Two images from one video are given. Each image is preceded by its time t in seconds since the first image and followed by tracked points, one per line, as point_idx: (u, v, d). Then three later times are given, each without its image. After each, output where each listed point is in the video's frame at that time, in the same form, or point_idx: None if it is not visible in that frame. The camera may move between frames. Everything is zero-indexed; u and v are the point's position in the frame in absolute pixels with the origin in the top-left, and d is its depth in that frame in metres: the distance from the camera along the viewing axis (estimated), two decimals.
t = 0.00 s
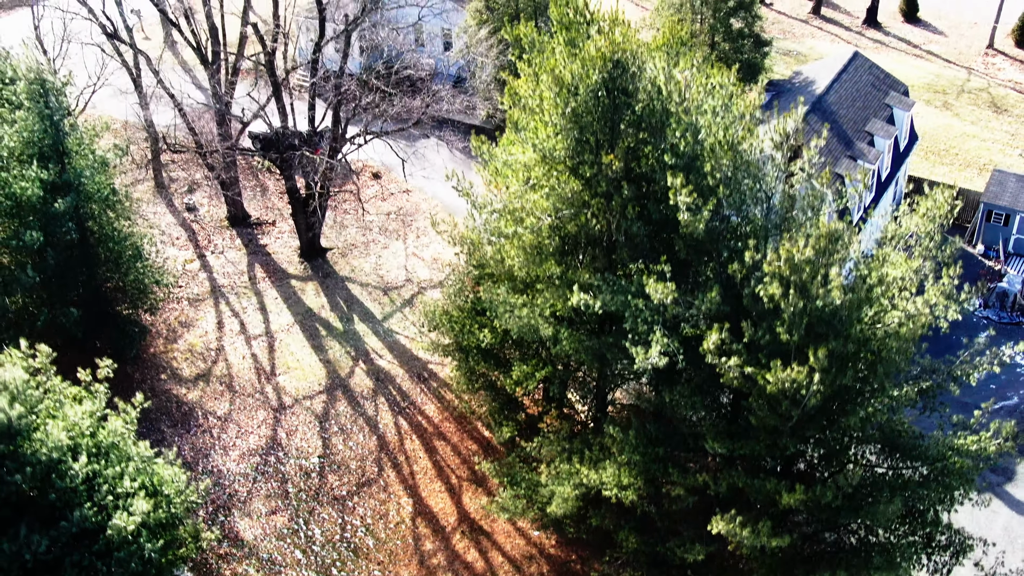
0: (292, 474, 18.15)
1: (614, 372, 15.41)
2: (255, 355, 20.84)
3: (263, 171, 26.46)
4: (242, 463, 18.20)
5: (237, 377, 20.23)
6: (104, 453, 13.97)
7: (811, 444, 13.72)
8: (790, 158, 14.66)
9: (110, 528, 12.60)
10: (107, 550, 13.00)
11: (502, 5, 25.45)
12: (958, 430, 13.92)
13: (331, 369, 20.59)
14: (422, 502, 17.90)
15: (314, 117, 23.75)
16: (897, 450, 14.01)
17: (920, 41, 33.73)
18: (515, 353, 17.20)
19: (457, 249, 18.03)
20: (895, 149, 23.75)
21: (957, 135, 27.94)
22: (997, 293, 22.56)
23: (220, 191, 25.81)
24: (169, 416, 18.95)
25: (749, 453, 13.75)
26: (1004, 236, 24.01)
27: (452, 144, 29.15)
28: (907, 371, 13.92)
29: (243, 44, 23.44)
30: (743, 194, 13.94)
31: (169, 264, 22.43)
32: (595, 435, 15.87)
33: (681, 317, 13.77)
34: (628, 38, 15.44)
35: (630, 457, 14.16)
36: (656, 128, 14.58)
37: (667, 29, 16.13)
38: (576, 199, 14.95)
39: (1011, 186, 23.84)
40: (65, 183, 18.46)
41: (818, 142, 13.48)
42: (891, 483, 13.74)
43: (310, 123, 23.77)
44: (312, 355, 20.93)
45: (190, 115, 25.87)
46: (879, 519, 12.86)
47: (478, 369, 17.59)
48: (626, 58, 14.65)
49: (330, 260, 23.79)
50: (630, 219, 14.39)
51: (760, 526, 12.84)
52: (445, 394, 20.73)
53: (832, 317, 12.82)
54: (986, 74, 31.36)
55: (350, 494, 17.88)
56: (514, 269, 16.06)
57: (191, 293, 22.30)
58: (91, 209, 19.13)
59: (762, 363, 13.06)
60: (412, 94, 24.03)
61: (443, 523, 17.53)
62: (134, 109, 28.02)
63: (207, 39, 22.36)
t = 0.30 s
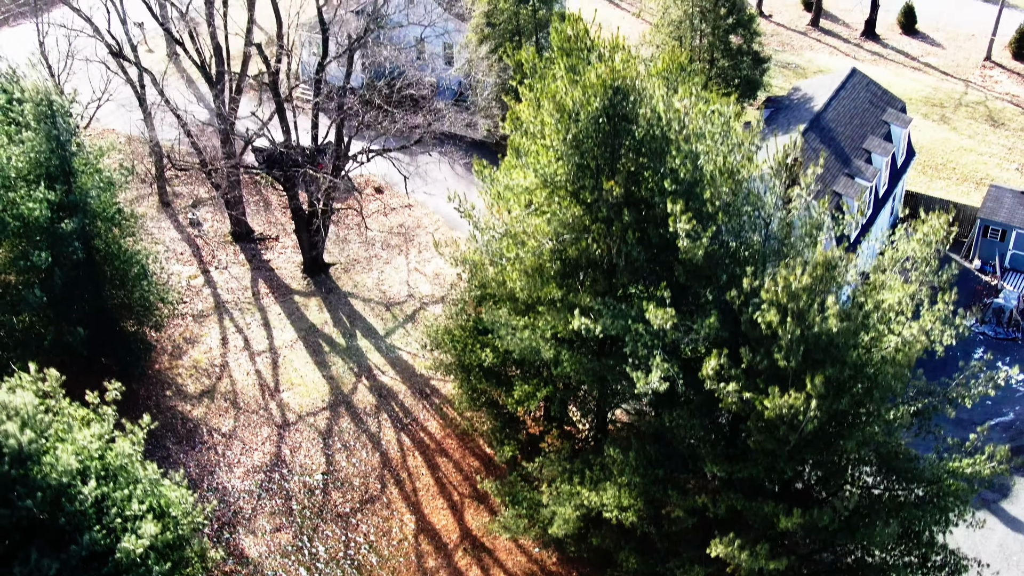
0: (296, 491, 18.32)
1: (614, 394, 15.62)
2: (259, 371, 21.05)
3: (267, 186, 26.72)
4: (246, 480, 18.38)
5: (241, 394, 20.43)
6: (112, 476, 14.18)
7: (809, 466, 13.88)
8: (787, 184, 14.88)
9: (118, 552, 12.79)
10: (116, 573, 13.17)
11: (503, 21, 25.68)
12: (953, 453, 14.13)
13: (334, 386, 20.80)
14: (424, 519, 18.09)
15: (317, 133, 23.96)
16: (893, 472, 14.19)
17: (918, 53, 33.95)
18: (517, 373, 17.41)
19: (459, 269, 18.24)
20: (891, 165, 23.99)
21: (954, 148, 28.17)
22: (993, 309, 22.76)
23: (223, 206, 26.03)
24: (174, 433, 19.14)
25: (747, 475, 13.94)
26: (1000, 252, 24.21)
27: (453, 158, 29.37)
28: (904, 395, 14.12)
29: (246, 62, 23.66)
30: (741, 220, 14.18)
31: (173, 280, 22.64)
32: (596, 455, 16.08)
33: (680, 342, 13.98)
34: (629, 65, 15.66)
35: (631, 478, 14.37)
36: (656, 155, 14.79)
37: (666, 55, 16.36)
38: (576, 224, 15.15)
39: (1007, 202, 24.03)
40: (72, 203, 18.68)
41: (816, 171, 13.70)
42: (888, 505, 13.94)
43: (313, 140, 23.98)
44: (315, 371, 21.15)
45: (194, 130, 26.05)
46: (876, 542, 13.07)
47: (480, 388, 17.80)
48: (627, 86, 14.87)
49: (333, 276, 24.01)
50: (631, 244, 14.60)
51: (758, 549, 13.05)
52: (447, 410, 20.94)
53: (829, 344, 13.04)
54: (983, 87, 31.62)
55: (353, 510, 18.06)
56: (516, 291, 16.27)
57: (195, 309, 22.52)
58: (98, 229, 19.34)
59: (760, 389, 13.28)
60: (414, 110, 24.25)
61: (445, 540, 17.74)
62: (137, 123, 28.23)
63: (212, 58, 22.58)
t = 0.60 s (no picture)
0: (300, 507, 18.49)
1: (614, 415, 15.83)
2: (263, 387, 21.28)
3: (270, 200, 26.98)
4: (251, 496, 18.56)
5: (246, 410, 20.66)
6: (121, 498, 14.43)
7: (806, 488, 13.93)
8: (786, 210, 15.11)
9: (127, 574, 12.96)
10: None
11: (504, 37, 25.89)
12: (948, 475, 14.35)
13: (338, 402, 21.01)
14: (427, 535, 18.29)
15: (321, 148, 24.20)
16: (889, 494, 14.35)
17: (916, 64, 34.20)
18: (518, 392, 17.65)
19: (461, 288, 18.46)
20: (889, 182, 24.24)
21: (952, 162, 28.39)
22: (989, 324, 22.98)
23: (227, 221, 26.28)
24: (180, 449, 19.35)
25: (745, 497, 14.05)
26: (997, 267, 24.38)
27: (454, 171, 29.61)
28: (900, 418, 14.33)
29: (250, 79, 23.88)
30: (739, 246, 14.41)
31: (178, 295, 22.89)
32: (596, 475, 16.30)
33: (680, 366, 14.18)
34: (629, 90, 15.91)
35: (631, 499, 14.59)
36: (656, 181, 14.99)
37: (666, 80, 16.59)
38: (577, 248, 15.36)
39: (1004, 217, 24.24)
40: (79, 224, 18.90)
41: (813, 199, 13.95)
42: (884, 527, 14.13)
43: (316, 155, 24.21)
44: (319, 387, 21.36)
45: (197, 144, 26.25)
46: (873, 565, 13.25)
47: (482, 406, 18.01)
48: (627, 113, 15.10)
49: (336, 291, 24.24)
50: (631, 268, 14.81)
51: (756, 571, 13.26)
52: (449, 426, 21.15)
53: (826, 371, 13.26)
54: (980, 99, 31.85)
55: (356, 527, 18.24)
56: (518, 313, 16.48)
57: (200, 324, 22.77)
58: (104, 248, 19.56)
59: (758, 413, 13.49)
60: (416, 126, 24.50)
61: (447, 556, 17.96)
62: (142, 137, 28.47)
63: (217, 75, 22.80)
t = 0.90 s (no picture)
0: (304, 523, 18.62)
1: (614, 434, 16.05)
2: (267, 402, 21.51)
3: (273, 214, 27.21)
4: (256, 512, 18.70)
5: (250, 425, 20.87)
6: (129, 518, 14.67)
7: (803, 509, 14.18)
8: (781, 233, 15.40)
9: None
10: None
11: (505, 53, 26.13)
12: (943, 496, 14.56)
13: (341, 417, 21.23)
14: (429, 551, 18.46)
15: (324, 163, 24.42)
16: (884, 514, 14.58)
17: (914, 76, 34.45)
18: (520, 410, 17.91)
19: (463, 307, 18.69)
20: (886, 197, 24.48)
21: (949, 176, 28.63)
22: (985, 339, 23.21)
23: (231, 235, 26.52)
24: (185, 464, 19.56)
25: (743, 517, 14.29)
26: (993, 281, 24.58)
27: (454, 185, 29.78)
28: (895, 440, 14.56)
29: (254, 96, 24.12)
30: (737, 271, 14.68)
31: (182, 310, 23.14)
32: (596, 493, 16.53)
33: (679, 389, 14.39)
34: (629, 115, 16.14)
35: (631, 519, 14.81)
36: (656, 206, 15.22)
37: (666, 103, 16.83)
38: (578, 271, 15.59)
39: (999, 232, 24.46)
40: (87, 243, 19.16)
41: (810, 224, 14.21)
42: (880, 547, 14.34)
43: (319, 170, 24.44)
44: (322, 402, 21.59)
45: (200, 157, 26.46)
46: None
47: (484, 423, 18.21)
48: (627, 139, 15.34)
49: (339, 305, 24.48)
50: (631, 291, 15.03)
51: None
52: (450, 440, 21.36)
53: (822, 395, 13.49)
54: (977, 111, 32.11)
55: (360, 542, 18.38)
56: (519, 334, 16.70)
57: (204, 339, 23.01)
58: (111, 266, 19.79)
59: (756, 436, 13.70)
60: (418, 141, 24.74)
61: (450, 572, 18.15)
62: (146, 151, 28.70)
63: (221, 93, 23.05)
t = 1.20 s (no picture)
0: (307, 538, 18.77)
1: (614, 454, 16.26)
2: (271, 417, 21.72)
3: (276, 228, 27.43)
4: (260, 527, 18.86)
5: (254, 440, 21.07)
6: (136, 538, 14.85)
7: (801, 530, 14.41)
8: (777, 256, 15.64)
9: None
10: None
11: (506, 68, 26.35)
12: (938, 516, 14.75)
13: (344, 432, 21.43)
14: (432, 566, 18.60)
15: (327, 179, 24.65)
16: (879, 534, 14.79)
17: (912, 88, 34.68)
18: (521, 427, 18.15)
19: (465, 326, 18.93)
20: (884, 213, 24.72)
21: (947, 189, 28.85)
22: (982, 353, 23.41)
23: (234, 249, 26.76)
24: (190, 480, 19.77)
25: (741, 538, 14.51)
26: (990, 295, 24.79)
27: (457, 197, 29.96)
28: (891, 462, 14.77)
29: (257, 112, 24.35)
30: (735, 295, 14.92)
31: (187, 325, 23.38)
32: (596, 512, 16.73)
33: (678, 412, 14.60)
34: (628, 139, 16.35)
35: (631, 538, 15.01)
36: (656, 230, 15.44)
37: (665, 126, 17.05)
38: (578, 294, 15.81)
39: (996, 246, 24.68)
40: (93, 262, 19.39)
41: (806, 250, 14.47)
42: (875, 567, 14.54)
43: (322, 185, 24.68)
44: (325, 417, 21.79)
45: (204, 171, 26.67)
46: None
47: (485, 441, 18.41)
48: (627, 163, 15.57)
49: (341, 319, 24.68)
50: (631, 314, 15.25)
51: None
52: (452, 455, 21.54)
53: (818, 419, 13.69)
54: (975, 123, 32.35)
55: (363, 558, 18.53)
56: (521, 354, 16.90)
57: (208, 354, 23.24)
58: (116, 284, 20.01)
59: (754, 458, 13.90)
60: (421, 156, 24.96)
61: None
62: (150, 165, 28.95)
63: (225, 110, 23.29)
